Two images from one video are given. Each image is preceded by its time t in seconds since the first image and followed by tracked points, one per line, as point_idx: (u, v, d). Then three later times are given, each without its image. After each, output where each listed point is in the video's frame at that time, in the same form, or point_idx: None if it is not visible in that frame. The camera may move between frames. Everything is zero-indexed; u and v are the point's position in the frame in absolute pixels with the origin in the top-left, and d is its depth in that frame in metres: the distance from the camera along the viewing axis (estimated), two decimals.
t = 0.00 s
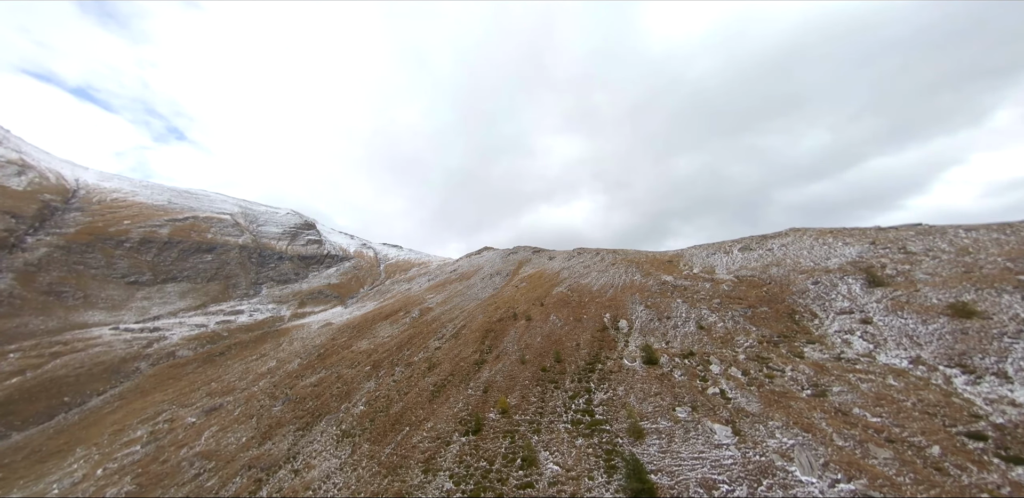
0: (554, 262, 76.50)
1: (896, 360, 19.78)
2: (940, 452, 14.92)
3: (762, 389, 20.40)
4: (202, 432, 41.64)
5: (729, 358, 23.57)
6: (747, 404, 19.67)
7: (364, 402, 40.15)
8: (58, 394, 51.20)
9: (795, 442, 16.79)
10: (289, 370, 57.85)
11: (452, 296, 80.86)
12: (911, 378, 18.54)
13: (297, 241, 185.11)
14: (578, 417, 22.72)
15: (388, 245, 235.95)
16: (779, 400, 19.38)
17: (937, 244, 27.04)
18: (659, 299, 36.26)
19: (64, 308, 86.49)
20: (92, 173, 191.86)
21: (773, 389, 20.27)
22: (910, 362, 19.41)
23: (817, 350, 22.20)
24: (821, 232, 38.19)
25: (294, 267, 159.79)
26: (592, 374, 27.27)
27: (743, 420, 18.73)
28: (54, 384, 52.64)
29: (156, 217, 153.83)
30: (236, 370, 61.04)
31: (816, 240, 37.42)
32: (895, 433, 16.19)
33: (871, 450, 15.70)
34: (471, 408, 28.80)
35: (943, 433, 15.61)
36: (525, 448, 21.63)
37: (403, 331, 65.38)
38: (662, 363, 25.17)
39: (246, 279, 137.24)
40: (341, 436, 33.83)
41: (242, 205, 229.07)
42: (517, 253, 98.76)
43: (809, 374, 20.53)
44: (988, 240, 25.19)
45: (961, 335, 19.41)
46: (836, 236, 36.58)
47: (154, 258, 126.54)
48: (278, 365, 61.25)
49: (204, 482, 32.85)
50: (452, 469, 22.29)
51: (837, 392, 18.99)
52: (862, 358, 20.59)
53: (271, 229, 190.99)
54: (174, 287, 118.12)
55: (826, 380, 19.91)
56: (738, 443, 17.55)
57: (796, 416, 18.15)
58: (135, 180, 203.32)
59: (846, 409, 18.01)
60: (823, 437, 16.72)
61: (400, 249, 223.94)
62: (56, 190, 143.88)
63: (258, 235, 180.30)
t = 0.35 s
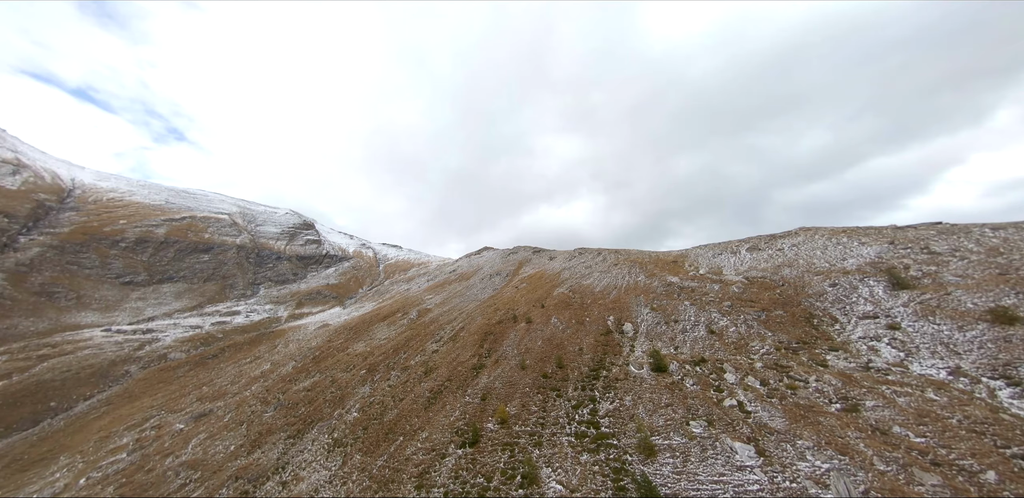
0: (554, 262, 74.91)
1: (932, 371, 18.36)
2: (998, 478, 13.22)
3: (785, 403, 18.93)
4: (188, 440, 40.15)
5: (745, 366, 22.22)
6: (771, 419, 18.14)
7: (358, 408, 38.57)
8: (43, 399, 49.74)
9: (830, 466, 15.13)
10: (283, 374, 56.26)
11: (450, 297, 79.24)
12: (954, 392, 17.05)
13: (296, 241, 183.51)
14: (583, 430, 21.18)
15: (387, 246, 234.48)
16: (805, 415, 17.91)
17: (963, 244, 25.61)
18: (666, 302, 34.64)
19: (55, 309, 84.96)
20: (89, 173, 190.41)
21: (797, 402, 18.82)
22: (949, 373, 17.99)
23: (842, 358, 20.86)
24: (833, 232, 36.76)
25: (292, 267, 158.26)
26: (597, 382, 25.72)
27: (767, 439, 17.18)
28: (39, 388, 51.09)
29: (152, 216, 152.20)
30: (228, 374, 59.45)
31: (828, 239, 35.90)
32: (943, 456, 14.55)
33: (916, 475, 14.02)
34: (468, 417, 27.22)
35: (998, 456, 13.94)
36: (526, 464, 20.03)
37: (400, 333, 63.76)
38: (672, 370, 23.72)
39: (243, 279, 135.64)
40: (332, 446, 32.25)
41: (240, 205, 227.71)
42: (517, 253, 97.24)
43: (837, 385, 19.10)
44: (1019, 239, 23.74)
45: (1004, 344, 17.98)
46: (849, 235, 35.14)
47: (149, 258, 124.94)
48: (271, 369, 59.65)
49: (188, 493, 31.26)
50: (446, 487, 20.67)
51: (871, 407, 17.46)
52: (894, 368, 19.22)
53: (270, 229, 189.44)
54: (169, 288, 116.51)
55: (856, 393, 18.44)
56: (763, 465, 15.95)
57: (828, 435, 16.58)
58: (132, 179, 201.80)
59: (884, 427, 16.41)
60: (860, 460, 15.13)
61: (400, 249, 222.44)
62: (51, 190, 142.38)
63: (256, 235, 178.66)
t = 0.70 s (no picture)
0: (555, 262, 73.43)
1: (974, 382, 17.04)
2: None
3: (814, 419, 17.50)
4: (175, 448, 38.62)
5: (764, 374, 20.97)
6: (799, 438, 16.68)
7: (351, 415, 37.00)
8: (28, 404, 48.18)
9: (872, 494, 13.55)
10: (277, 377, 54.76)
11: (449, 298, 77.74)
12: (1003, 409, 15.57)
13: (294, 241, 182.06)
14: (588, 444, 19.67)
15: (386, 246, 233.18)
16: (838, 434, 16.43)
17: (992, 243, 24.54)
18: (673, 304, 33.12)
19: (47, 311, 83.49)
20: (85, 172, 188.94)
21: (827, 418, 17.40)
22: (994, 385, 16.60)
23: (870, 368, 19.44)
24: (846, 231, 35.33)
25: (290, 268, 156.82)
26: (602, 390, 24.20)
27: (797, 461, 15.65)
28: (24, 393, 49.53)
29: (148, 217, 150.69)
30: (221, 377, 57.95)
31: (841, 238, 34.46)
32: (1002, 483, 12.96)
33: None
34: (465, 427, 25.65)
35: None
36: (526, 482, 18.44)
37: (397, 335, 62.25)
38: (683, 379, 22.37)
39: (241, 280, 134.14)
40: (322, 456, 30.68)
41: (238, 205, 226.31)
42: (517, 253, 95.79)
43: (871, 400, 17.68)
44: None
45: None
46: (863, 234, 33.69)
47: (145, 258, 123.43)
48: (265, 372, 58.13)
49: None
50: None
51: (913, 425, 15.95)
52: (930, 378, 17.88)
53: (268, 229, 188.01)
54: (165, 289, 115.01)
55: (892, 409, 16.93)
56: (795, 491, 14.42)
57: (867, 459, 15.00)
58: (129, 179, 200.30)
59: (928, 449, 14.87)
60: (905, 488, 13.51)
61: (399, 249, 221.06)
62: (46, 190, 140.89)
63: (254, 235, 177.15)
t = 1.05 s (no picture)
0: (555, 262, 71.95)
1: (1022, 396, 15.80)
2: None
3: (847, 438, 16.24)
4: (161, 456, 36.99)
5: (787, 387, 19.93)
6: (834, 462, 15.21)
7: (343, 423, 35.34)
8: (12, 410, 46.61)
9: None
10: (270, 381, 53.17)
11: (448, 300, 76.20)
12: None
13: (293, 241, 180.58)
14: (594, 462, 18.16)
15: (385, 246, 231.71)
16: (878, 455, 15.10)
17: None
18: (680, 306, 31.58)
19: (38, 312, 81.87)
20: (82, 172, 187.33)
21: (864, 438, 16.09)
22: None
23: (906, 380, 18.34)
24: (860, 229, 33.91)
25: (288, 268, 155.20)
26: (607, 399, 22.83)
27: (834, 490, 14.09)
28: (7, 398, 47.87)
29: (144, 217, 149.09)
30: (212, 381, 56.33)
31: (856, 237, 32.99)
32: None
33: None
34: (462, 439, 24.06)
35: None
36: None
37: (394, 338, 60.58)
38: (697, 389, 21.39)
39: (238, 281, 132.57)
40: (311, 468, 29.05)
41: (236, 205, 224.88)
42: (517, 253, 94.31)
43: (911, 417, 16.37)
44: None
45: None
46: (880, 233, 32.24)
47: (140, 259, 121.84)
48: (258, 376, 56.53)
49: None
50: None
51: (963, 447, 14.52)
52: (973, 391, 16.70)
53: (266, 229, 186.56)
54: (160, 289, 113.39)
55: (936, 428, 15.56)
56: None
57: (914, 487, 13.48)
58: (126, 179, 198.75)
59: (984, 475, 13.32)
60: None
61: (398, 249, 219.50)
62: (41, 189, 139.28)
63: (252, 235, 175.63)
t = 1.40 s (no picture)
0: (556, 263, 70.41)
1: None
2: None
3: (886, 462, 14.84)
4: (145, 466, 35.37)
5: (815, 402, 18.56)
6: (876, 490, 13.75)
7: (335, 431, 33.71)
8: None
9: None
10: (263, 385, 51.61)
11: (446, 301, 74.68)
12: None
13: (291, 241, 179.08)
14: (600, 483, 16.69)
15: (384, 247, 230.23)
16: (925, 481, 13.71)
17: None
18: (689, 309, 30.03)
19: (28, 314, 80.26)
20: (78, 172, 185.78)
21: (907, 462, 14.66)
22: None
23: (949, 394, 17.06)
24: (877, 228, 32.46)
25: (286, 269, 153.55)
26: (613, 411, 21.37)
27: None
28: None
29: (140, 217, 147.47)
30: (203, 385, 54.72)
31: (874, 236, 31.49)
32: None
33: None
34: (457, 452, 22.45)
35: None
36: None
37: (391, 340, 58.96)
38: (711, 401, 20.03)
39: (235, 281, 131.04)
40: (298, 481, 27.38)
41: (234, 205, 223.26)
42: (517, 254, 92.80)
43: (959, 439, 15.00)
44: None
45: None
46: (898, 231, 30.81)
47: (136, 259, 120.23)
48: (250, 380, 54.94)
49: None
50: None
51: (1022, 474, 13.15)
52: None
53: (264, 229, 185.05)
54: (156, 290, 111.78)
55: (990, 452, 14.21)
56: None
57: None
58: (123, 179, 197.21)
59: None
60: None
61: (397, 250, 217.95)
62: (35, 189, 137.65)
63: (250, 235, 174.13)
